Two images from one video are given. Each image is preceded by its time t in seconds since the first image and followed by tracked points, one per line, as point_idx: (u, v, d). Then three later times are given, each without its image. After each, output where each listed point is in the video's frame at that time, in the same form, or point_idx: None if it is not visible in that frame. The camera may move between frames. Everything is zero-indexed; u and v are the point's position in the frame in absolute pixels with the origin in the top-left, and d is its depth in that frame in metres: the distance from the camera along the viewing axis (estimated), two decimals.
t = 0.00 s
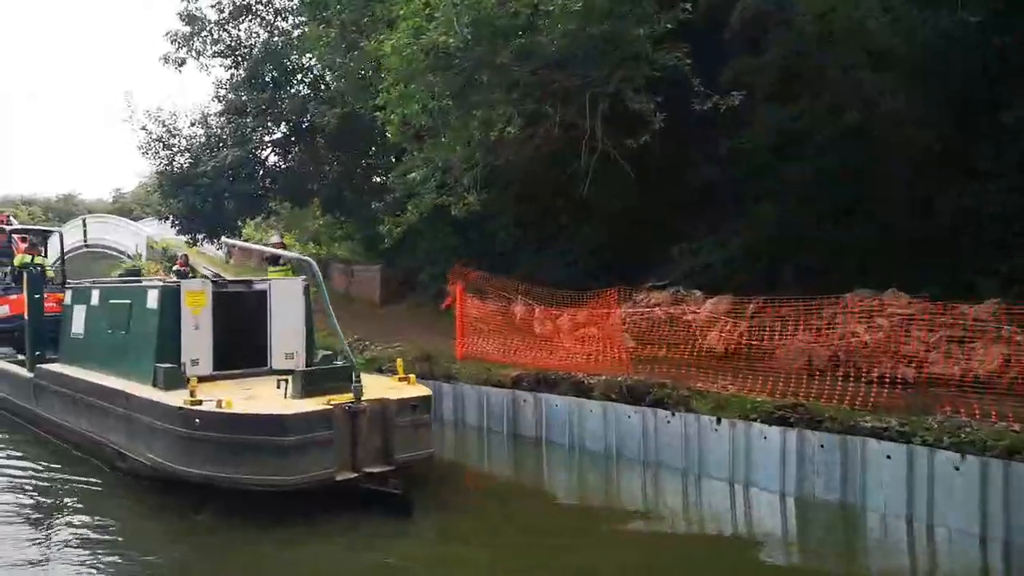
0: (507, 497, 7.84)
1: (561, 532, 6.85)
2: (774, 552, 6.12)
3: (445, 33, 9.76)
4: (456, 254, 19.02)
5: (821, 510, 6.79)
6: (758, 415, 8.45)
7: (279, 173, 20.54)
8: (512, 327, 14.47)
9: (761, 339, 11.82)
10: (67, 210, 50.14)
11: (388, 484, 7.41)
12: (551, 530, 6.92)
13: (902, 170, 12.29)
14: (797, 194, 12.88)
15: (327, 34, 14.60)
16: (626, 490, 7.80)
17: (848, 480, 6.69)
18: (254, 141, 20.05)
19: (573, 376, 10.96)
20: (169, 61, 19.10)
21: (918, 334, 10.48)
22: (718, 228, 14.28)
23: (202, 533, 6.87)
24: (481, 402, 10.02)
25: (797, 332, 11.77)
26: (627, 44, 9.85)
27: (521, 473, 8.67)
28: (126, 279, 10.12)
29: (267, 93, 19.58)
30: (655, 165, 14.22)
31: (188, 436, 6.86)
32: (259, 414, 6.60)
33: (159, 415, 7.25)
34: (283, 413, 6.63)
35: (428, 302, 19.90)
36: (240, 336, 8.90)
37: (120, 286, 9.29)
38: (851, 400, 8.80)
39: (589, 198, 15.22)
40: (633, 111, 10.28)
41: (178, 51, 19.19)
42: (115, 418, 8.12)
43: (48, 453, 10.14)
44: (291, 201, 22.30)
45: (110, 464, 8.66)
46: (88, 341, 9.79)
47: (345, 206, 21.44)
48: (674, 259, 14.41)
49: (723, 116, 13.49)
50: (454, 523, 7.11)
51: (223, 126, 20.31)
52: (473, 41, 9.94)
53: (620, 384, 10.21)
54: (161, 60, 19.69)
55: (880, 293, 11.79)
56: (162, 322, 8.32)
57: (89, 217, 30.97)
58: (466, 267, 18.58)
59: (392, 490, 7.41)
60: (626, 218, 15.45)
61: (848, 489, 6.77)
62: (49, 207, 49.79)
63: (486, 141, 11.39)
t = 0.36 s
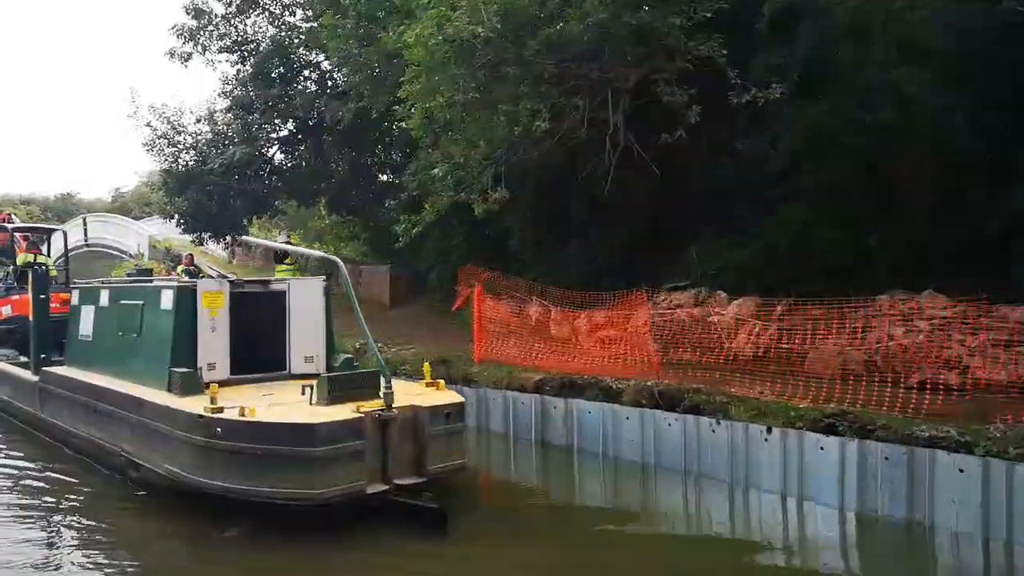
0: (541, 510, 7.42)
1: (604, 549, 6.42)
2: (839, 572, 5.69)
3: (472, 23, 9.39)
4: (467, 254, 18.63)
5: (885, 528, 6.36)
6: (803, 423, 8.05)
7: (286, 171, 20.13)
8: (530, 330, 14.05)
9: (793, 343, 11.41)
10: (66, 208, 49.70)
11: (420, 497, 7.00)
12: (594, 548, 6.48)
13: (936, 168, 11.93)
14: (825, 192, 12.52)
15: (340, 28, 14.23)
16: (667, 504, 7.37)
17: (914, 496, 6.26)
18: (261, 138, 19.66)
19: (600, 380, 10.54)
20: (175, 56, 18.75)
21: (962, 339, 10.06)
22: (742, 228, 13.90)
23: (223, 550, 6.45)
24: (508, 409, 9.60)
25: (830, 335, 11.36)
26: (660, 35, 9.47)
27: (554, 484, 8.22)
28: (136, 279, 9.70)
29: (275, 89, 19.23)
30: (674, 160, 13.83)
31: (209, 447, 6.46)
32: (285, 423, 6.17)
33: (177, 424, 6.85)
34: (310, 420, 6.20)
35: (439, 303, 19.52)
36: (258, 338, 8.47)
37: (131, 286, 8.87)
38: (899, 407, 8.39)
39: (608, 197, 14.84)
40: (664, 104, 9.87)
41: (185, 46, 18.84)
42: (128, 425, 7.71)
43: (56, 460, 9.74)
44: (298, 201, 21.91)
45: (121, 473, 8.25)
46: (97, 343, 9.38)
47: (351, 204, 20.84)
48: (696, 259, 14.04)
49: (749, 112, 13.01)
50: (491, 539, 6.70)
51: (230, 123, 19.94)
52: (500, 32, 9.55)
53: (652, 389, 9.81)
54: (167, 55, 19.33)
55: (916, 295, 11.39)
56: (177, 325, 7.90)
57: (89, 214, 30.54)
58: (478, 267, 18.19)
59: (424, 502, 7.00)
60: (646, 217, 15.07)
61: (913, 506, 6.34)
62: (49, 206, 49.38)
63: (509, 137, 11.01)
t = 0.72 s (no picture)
0: (575, 517, 7.06)
1: (649, 562, 6.05)
2: None
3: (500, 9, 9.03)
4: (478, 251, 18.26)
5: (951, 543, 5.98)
6: (850, 429, 7.68)
7: (294, 167, 19.72)
8: (548, 330, 13.65)
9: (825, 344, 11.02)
10: (66, 205, 49.28)
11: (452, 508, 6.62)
12: (639, 561, 6.10)
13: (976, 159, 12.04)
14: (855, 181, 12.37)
15: (354, 20, 13.89)
16: (711, 515, 6.99)
17: (983, 510, 5.88)
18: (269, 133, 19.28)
19: (629, 382, 10.15)
20: (182, 49, 18.40)
21: (1005, 342, 9.68)
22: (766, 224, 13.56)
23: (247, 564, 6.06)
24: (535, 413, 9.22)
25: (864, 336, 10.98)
26: (694, 23, 9.12)
27: (587, 492, 7.83)
28: (149, 276, 9.33)
29: (283, 83, 18.87)
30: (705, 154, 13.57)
31: (233, 454, 6.09)
32: (314, 428, 5.80)
33: (197, 430, 6.48)
34: (341, 427, 5.83)
35: (450, 302, 19.17)
36: (277, 339, 8.13)
37: (143, 284, 8.49)
38: (949, 412, 8.02)
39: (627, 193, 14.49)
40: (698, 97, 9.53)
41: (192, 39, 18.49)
42: (141, 430, 7.33)
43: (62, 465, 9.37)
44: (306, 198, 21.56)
45: (134, 480, 7.88)
46: (106, 343, 9.00)
47: (358, 200, 20.26)
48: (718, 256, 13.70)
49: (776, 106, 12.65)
50: (532, 550, 6.35)
51: (236, 118, 19.58)
52: (528, 20, 9.20)
53: (683, 393, 9.44)
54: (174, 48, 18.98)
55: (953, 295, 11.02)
56: (194, 325, 7.52)
57: (89, 212, 30.09)
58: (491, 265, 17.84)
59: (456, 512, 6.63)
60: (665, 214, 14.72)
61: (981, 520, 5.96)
62: (49, 202, 49.03)
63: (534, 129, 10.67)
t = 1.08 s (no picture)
0: (620, 532, 6.64)
1: None
2: None
3: None
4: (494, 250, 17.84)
5: None
6: (907, 439, 7.27)
7: (303, 163, 19.30)
8: (570, 331, 13.18)
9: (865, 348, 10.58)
10: (69, 202, 48.90)
11: (493, 522, 6.20)
12: None
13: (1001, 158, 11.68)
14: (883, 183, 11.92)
15: (373, 12, 13.55)
16: (766, 532, 6.55)
17: None
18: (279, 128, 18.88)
19: (662, 387, 9.72)
20: (192, 42, 18.06)
21: None
22: (796, 223, 13.15)
23: None
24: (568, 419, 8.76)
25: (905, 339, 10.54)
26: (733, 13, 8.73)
27: (629, 504, 7.39)
28: (163, 273, 8.91)
29: (294, 77, 18.52)
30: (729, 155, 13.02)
31: (261, 464, 5.67)
32: (350, 439, 5.37)
33: (220, 438, 6.05)
34: (379, 437, 5.39)
35: (463, 302, 18.79)
36: (301, 340, 7.74)
37: (159, 281, 8.07)
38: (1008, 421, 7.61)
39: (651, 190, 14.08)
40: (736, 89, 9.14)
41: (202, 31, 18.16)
42: (159, 436, 6.91)
43: (72, 470, 8.96)
44: (316, 195, 21.20)
45: (149, 487, 7.45)
46: (120, 343, 8.59)
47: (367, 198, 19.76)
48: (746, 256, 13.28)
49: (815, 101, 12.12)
50: (580, 570, 5.92)
51: (246, 112, 19.24)
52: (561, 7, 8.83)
53: (720, 398, 9.04)
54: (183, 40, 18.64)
55: (996, 299, 10.61)
56: (216, 325, 7.11)
57: (94, 208, 29.67)
58: (507, 265, 17.47)
59: (498, 526, 6.21)
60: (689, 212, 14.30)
61: None
62: (51, 199, 48.68)
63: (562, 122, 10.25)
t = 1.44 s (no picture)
0: (671, 548, 6.25)
1: None
2: None
3: None
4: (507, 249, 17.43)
5: None
6: (968, 449, 6.88)
7: (311, 158, 18.88)
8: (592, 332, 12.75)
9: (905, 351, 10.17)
10: (69, 200, 48.45)
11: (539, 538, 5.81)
12: None
13: None
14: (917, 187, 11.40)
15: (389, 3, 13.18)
16: (826, 550, 6.13)
17: None
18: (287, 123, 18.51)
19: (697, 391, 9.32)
20: (200, 33, 17.68)
21: None
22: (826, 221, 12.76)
23: None
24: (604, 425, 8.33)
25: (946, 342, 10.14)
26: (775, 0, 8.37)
27: (674, 517, 6.98)
28: (177, 271, 8.50)
29: (303, 70, 18.13)
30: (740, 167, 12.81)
31: (296, 477, 5.29)
32: (391, 450, 5.00)
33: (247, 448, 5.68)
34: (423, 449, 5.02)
35: (476, 302, 18.40)
36: (325, 341, 7.34)
37: (174, 279, 7.67)
38: None
39: (674, 186, 13.70)
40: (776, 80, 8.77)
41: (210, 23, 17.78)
42: (180, 445, 6.52)
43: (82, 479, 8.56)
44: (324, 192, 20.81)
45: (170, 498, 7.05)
46: (133, 344, 8.18)
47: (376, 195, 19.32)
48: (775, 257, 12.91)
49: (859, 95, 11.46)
50: None
51: (254, 107, 18.86)
52: None
53: (760, 403, 8.66)
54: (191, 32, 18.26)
55: None
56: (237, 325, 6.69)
57: (95, 205, 29.19)
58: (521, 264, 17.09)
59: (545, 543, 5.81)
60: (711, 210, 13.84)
61: None
62: (51, 196, 48.22)
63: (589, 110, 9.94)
